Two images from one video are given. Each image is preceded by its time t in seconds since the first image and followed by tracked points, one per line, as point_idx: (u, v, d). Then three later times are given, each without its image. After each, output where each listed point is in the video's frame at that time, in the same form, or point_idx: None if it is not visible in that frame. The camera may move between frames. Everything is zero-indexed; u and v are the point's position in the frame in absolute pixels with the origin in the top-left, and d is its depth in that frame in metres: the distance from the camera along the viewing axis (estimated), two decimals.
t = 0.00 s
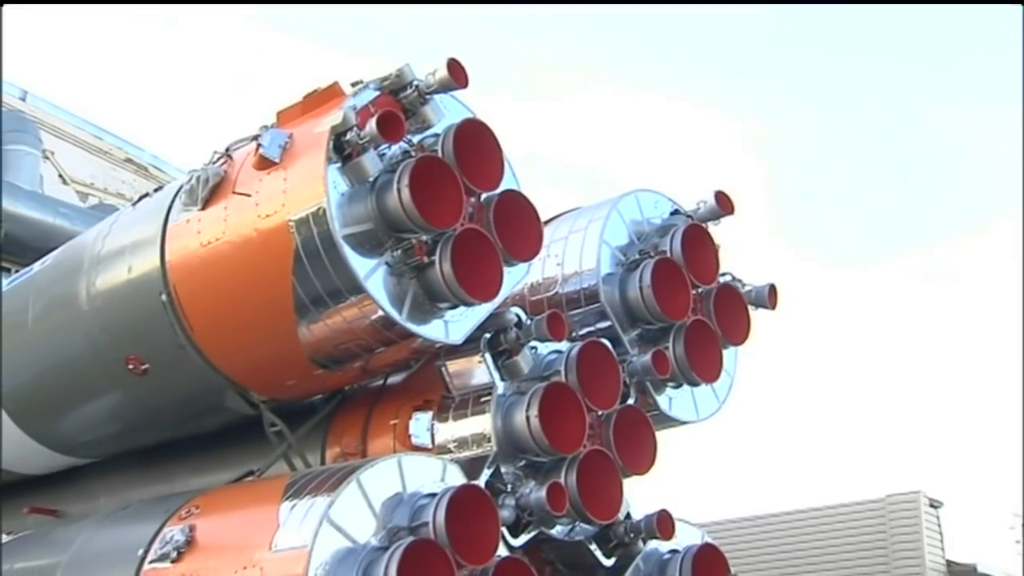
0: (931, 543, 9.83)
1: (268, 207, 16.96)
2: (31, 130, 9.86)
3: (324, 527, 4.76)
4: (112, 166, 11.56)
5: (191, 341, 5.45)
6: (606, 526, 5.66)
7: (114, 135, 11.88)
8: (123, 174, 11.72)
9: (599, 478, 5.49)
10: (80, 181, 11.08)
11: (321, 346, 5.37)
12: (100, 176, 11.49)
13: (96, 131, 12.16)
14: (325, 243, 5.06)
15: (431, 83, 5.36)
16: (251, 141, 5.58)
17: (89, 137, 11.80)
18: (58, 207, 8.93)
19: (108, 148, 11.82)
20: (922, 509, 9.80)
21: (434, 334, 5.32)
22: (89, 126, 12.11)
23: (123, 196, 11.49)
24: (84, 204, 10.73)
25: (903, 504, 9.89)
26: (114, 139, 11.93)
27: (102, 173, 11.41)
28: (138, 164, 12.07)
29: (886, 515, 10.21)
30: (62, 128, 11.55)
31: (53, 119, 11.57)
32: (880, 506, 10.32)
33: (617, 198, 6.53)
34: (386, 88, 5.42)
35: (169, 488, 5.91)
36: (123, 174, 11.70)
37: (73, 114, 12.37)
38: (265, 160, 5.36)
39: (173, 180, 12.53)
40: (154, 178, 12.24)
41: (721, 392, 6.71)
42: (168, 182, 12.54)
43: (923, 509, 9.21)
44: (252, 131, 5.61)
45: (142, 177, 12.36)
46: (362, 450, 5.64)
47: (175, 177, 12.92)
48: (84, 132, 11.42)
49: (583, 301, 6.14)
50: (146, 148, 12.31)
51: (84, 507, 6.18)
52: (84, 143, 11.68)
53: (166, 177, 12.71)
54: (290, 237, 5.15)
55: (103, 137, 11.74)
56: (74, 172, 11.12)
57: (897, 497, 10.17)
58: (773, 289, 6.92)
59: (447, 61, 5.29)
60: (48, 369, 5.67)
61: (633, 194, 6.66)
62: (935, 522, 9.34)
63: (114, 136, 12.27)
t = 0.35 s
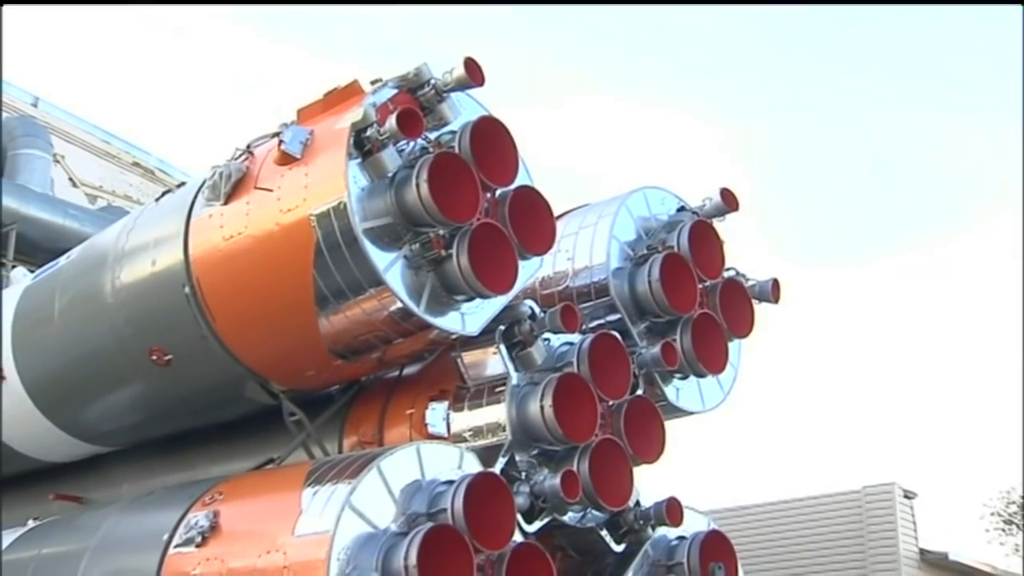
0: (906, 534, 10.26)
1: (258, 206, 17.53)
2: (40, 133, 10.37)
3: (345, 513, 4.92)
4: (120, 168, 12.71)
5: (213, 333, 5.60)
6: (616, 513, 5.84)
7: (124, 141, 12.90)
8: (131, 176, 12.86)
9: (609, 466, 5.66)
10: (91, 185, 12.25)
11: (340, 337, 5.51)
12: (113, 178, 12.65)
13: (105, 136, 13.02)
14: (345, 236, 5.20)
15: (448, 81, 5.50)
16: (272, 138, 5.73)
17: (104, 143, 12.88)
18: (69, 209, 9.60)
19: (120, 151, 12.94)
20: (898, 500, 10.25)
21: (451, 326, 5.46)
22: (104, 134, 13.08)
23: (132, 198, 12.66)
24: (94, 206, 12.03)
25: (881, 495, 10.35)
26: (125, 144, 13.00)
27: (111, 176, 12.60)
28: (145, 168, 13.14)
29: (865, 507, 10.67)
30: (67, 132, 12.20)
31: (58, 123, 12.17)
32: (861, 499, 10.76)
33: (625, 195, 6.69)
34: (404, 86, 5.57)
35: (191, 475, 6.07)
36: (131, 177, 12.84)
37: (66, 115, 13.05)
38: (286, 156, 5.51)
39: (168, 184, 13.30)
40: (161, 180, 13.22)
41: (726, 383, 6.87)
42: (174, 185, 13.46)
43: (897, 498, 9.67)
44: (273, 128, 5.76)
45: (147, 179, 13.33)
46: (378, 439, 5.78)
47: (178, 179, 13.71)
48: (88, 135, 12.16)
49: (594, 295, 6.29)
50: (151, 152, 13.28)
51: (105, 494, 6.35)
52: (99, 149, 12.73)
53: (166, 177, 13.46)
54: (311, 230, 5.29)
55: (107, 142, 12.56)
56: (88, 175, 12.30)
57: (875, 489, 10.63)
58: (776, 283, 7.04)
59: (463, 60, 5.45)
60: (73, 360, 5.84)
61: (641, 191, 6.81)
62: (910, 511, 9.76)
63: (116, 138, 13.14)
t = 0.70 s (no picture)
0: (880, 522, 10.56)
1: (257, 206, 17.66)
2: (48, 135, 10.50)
3: (361, 499, 5.04)
4: (122, 170, 12.78)
5: (229, 323, 5.74)
6: (623, 500, 5.96)
7: (127, 142, 13.01)
8: (133, 177, 12.96)
9: (618, 453, 5.79)
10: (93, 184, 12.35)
11: (354, 327, 5.63)
12: (114, 179, 12.71)
13: (108, 137, 13.12)
14: (360, 228, 5.32)
15: (461, 77, 5.64)
16: (288, 131, 5.85)
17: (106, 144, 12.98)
18: (74, 208, 9.73)
19: (122, 153, 13.05)
20: (872, 489, 10.39)
21: (463, 316, 5.58)
22: (106, 135, 13.18)
23: (133, 198, 12.76)
24: (94, 205, 12.14)
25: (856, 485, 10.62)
26: (127, 145, 13.11)
27: (112, 177, 12.66)
28: (146, 168, 13.24)
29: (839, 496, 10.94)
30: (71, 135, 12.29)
31: (63, 125, 12.31)
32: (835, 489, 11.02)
33: (630, 190, 6.83)
34: (417, 81, 5.68)
35: (207, 462, 6.21)
36: (132, 177, 12.91)
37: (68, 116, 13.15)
38: (302, 149, 5.63)
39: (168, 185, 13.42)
40: (161, 180, 13.33)
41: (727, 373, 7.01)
42: (174, 186, 13.58)
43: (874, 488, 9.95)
44: (289, 122, 5.88)
45: (148, 179, 13.44)
46: (390, 427, 5.92)
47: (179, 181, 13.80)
48: (93, 138, 12.27)
49: (600, 287, 6.44)
50: (152, 153, 13.39)
51: (121, 481, 6.49)
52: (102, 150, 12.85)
53: (167, 177, 13.58)
54: (327, 223, 5.42)
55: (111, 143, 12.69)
56: (92, 175, 12.42)
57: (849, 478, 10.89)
58: (776, 277, 7.18)
59: (476, 56, 5.57)
60: (91, 350, 5.99)
61: (645, 185, 6.94)
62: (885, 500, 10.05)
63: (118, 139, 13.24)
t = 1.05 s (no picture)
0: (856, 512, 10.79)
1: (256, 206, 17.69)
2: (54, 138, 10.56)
3: (378, 485, 5.16)
4: (124, 171, 12.85)
5: (246, 313, 5.87)
6: (630, 487, 6.08)
7: (129, 143, 13.07)
8: (134, 178, 13.00)
9: (625, 441, 5.92)
10: (96, 185, 12.38)
11: (369, 317, 5.75)
12: (116, 180, 12.73)
13: (110, 139, 13.17)
14: (376, 220, 5.44)
15: (473, 73, 5.76)
16: (303, 126, 5.97)
17: (107, 145, 13.03)
18: (78, 207, 9.84)
19: (124, 154, 13.09)
20: (845, 482, 10.42)
21: (476, 307, 5.71)
22: (108, 137, 13.23)
23: (136, 198, 12.82)
24: (100, 205, 12.08)
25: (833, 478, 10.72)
26: (129, 146, 13.17)
27: (115, 177, 12.65)
28: (148, 169, 13.28)
29: (815, 488, 11.15)
30: (74, 136, 12.33)
31: (66, 128, 12.37)
32: (811, 481, 11.23)
33: (635, 185, 6.97)
34: (431, 77, 5.81)
35: (222, 450, 6.35)
36: (133, 177, 13.01)
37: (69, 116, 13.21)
38: (318, 143, 5.75)
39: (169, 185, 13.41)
40: (162, 180, 13.34)
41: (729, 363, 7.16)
42: (174, 186, 13.65)
43: (849, 480, 10.14)
44: (304, 117, 6.00)
45: (148, 179, 13.50)
46: (402, 416, 6.05)
47: (180, 181, 13.82)
48: (96, 140, 12.34)
49: (606, 279, 6.58)
50: (154, 154, 13.50)
51: (138, 469, 6.63)
52: (105, 152, 12.90)
53: (167, 178, 13.67)
54: (342, 215, 5.54)
55: (113, 144, 12.74)
56: (95, 175, 12.48)
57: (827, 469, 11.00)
58: (776, 270, 7.33)
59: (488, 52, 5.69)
60: (109, 340, 6.13)
61: (650, 181, 7.09)
62: (861, 492, 10.25)
63: (118, 140, 13.26)
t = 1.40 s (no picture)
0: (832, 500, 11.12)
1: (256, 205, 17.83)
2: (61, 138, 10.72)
3: (395, 471, 5.28)
4: (128, 169, 13.08)
5: (262, 303, 5.99)
6: (637, 473, 6.23)
7: (132, 143, 13.22)
8: (137, 177, 13.17)
9: (633, 428, 6.05)
10: (99, 183, 12.59)
11: (384, 306, 5.86)
12: (119, 178, 12.94)
13: (113, 140, 13.30)
14: (391, 210, 5.55)
15: (486, 67, 5.88)
16: (319, 119, 6.08)
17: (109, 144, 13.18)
18: (83, 205, 9.97)
19: (127, 154, 13.26)
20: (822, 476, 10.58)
21: (489, 296, 5.83)
22: (111, 137, 13.35)
23: (138, 197, 13.04)
24: (105, 203, 12.21)
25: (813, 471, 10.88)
26: (131, 147, 13.31)
27: (118, 175, 12.91)
28: (151, 168, 13.42)
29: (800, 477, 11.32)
30: (79, 136, 12.44)
31: (71, 127, 12.52)
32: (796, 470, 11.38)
33: (641, 179, 7.10)
34: (444, 71, 5.93)
35: (238, 437, 6.48)
36: (137, 177, 13.12)
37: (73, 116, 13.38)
38: (335, 136, 5.86)
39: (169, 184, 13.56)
40: (163, 180, 13.49)
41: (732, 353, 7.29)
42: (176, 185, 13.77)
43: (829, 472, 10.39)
44: (320, 110, 6.12)
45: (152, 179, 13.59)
46: (414, 403, 6.17)
47: (182, 180, 13.98)
48: (100, 139, 12.48)
49: (614, 271, 6.71)
50: (157, 154, 13.61)
51: (154, 456, 6.76)
52: (107, 151, 13.05)
53: (169, 178, 13.80)
54: (358, 206, 5.65)
55: (116, 144, 12.93)
56: (97, 173, 12.66)
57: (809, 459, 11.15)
58: (778, 262, 7.47)
59: (501, 47, 5.80)
60: (126, 330, 6.26)
61: (656, 175, 7.22)
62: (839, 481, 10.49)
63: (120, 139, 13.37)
